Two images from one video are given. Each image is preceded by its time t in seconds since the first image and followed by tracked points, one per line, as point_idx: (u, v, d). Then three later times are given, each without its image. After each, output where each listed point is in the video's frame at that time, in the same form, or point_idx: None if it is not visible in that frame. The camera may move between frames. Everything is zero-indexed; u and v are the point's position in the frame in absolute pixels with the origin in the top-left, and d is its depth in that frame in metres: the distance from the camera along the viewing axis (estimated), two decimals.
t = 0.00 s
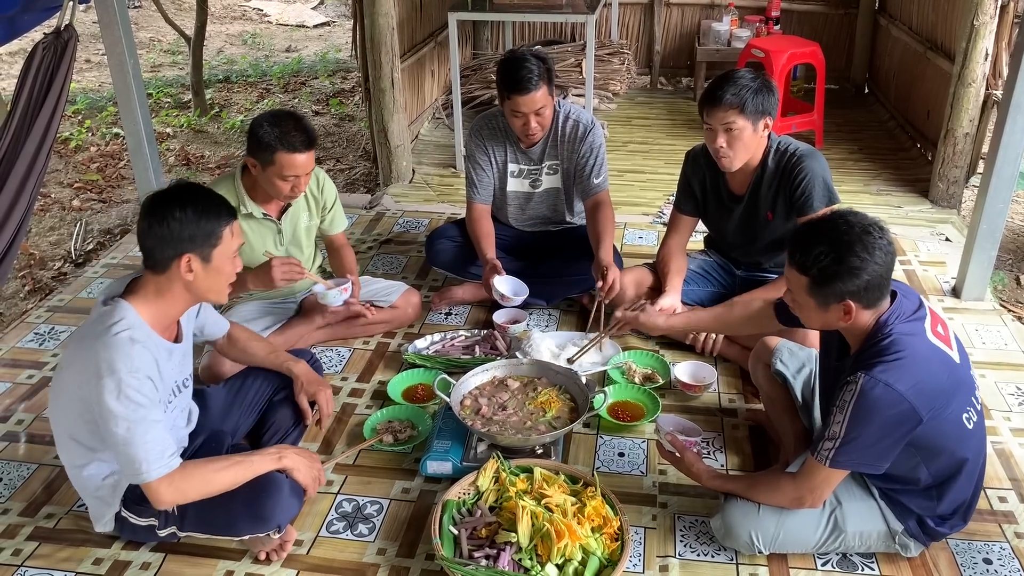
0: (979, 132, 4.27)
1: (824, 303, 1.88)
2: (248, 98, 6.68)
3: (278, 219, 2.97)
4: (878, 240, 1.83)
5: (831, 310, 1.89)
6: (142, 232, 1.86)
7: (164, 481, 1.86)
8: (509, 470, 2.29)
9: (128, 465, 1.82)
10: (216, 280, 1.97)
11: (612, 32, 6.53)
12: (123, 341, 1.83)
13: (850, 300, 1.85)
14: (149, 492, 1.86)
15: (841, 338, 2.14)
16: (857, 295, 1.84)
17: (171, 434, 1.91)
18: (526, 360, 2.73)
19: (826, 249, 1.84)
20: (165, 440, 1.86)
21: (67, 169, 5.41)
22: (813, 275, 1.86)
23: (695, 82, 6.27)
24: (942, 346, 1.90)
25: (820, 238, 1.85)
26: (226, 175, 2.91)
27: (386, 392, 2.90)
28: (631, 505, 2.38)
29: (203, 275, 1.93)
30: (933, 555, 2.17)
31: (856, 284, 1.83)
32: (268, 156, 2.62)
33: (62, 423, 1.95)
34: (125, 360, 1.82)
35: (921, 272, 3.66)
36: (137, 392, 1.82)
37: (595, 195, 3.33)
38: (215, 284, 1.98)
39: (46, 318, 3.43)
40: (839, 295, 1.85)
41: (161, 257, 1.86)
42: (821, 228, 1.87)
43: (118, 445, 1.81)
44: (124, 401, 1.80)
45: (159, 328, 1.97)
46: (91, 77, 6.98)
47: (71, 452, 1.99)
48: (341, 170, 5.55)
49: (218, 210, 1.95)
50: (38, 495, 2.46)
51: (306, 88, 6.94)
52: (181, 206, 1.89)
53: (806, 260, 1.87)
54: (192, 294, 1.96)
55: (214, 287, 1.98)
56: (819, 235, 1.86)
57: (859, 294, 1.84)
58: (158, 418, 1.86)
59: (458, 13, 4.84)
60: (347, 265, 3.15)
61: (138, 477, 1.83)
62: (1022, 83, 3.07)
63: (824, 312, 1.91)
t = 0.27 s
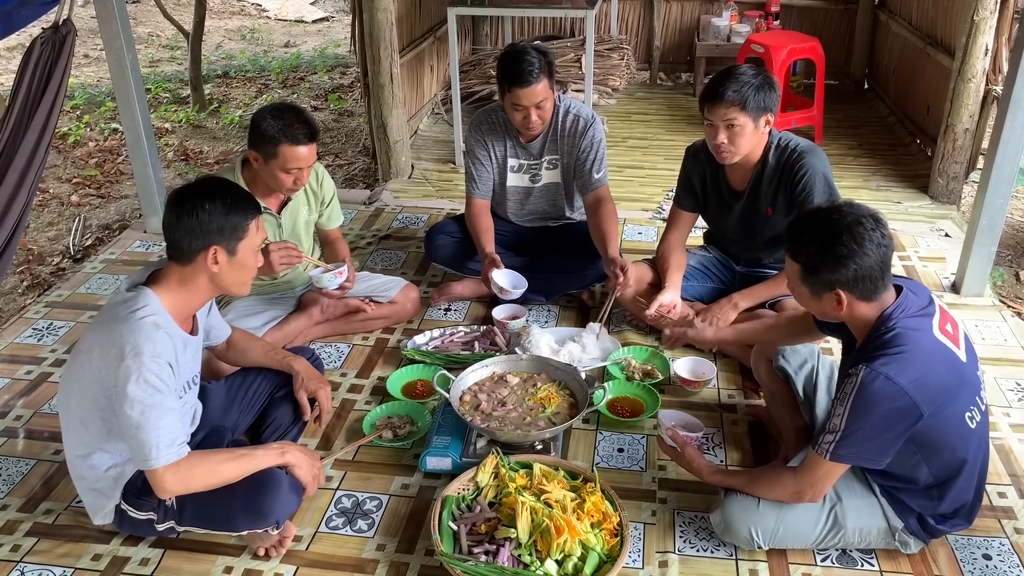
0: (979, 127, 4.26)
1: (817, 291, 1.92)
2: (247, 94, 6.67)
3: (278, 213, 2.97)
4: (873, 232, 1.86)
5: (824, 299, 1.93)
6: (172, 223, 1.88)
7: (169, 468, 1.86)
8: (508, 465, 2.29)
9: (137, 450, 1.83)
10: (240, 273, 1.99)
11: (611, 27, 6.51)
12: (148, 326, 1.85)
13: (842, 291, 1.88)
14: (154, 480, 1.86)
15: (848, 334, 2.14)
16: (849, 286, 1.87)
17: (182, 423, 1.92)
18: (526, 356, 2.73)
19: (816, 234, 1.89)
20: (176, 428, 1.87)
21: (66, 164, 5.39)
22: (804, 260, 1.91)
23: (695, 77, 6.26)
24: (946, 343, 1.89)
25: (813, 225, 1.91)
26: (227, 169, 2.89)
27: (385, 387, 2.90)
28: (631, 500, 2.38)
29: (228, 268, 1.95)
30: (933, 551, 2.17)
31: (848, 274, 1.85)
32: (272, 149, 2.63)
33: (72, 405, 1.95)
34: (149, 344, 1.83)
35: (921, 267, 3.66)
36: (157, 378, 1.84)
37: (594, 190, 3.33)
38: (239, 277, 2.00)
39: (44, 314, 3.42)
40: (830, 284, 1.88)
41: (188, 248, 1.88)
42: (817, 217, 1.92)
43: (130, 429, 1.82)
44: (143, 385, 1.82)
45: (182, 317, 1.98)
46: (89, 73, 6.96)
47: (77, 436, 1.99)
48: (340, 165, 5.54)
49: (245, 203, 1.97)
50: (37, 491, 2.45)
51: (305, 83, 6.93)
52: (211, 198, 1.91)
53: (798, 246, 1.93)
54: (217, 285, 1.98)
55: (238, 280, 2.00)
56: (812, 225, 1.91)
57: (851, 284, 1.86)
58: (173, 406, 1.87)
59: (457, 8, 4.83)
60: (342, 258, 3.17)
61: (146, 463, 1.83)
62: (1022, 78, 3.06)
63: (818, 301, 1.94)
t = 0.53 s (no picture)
0: (977, 123, 4.26)
1: (821, 264, 1.92)
2: (244, 89, 6.65)
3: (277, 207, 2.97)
4: (878, 205, 1.88)
5: (828, 275, 1.93)
6: (180, 225, 1.87)
7: (169, 474, 1.85)
8: (506, 462, 2.29)
9: (139, 454, 1.82)
10: (247, 274, 1.98)
11: (609, 23, 6.50)
12: (161, 330, 1.85)
13: (844, 264, 1.89)
14: (151, 483, 1.85)
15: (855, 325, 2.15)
16: (851, 259, 1.87)
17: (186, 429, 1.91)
18: (524, 352, 2.73)
19: (824, 206, 1.91)
20: (180, 434, 1.87)
21: (62, 160, 5.38)
22: (811, 232, 1.92)
23: (693, 73, 6.25)
24: (952, 331, 1.90)
25: (821, 198, 1.93)
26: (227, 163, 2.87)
27: (382, 384, 2.89)
28: (628, 496, 2.38)
29: (235, 270, 1.95)
30: (930, 547, 2.18)
31: (852, 246, 1.86)
32: (270, 139, 2.62)
33: (76, 402, 1.95)
34: (161, 348, 1.84)
35: (919, 263, 3.66)
36: (165, 383, 1.83)
37: (594, 186, 3.33)
38: (246, 278, 1.99)
39: (41, 311, 3.41)
40: (832, 256, 1.89)
41: (195, 251, 1.87)
42: (825, 190, 1.94)
43: (134, 432, 1.81)
44: (151, 389, 1.81)
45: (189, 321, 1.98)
46: (86, 68, 6.95)
47: (78, 433, 1.98)
48: (338, 161, 5.53)
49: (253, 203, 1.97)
50: (34, 488, 2.45)
51: (303, 79, 6.91)
52: (217, 200, 1.90)
53: (806, 219, 1.95)
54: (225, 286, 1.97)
55: (245, 281, 2.00)
56: (820, 197, 1.94)
57: (854, 258, 1.87)
58: (178, 412, 1.86)
59: (455, 3, 4.81)
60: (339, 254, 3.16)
61: (147, 467, 1.82)
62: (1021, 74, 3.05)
63: (822, 276, 1.95)
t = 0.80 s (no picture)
0: (975, 120, 4.26)
1: (828, 245, 1.92)
2: (243, 86, 6.64)
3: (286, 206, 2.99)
4: (887, 187, 1.89)
5: (834, 257, 1.93)
6: (170, 239, 1.85)
7: (163, 490, 1.86)
8: (505, 459, 2.29)
9: (135, 470, 1.82)
10: (241, 284, 1.98)
11: (608, 20, 6.50)
12: (156, 347, 1.84)
13: (851, 243, 1.88)
14: (146, 497, 1.85)
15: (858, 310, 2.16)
16: (859, 240, 1.87)
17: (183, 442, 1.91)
18: (522, 350, 2.73)
19: (832, 186, 1.92)
20: (175, 449, 1.87)
21: (61, 157, 5.37)
22: (819, 213, 1.93)
23: (692, 70, 6.25)
24: (955, 320, 1.90)
25: (830, 180, 1.94)
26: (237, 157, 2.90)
27: (381, 381, 2.89)
28: (627, 494, 2.39)
29: (229, 281, 1.94)
30: (928, 544, 2.18)
31: (861, 226, 1.86)
32: (278, 126, 2.65)
33: (74, 409, 1.95)
34: (156, 366, 1.83)
35: (917, 261, 3.66)
36: (161, 400, 1.83)
37: (597, 182, 3.34)
38: (240, 287, 1.98)
39: (39, 308, 3.41)
40: (840, 236, 1.89)
41: (188, 265, 1.86)
42: (834, 172, 1.95)
43: (129, 447, 1.81)
44: (146, 407, 1.81)
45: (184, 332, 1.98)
46: (84, 65, 6.94)
47: (77, 435, 1.98)
48: (336, 159, 5.53)
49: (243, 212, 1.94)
50: (32, 485, 2.45)
51: (301, 76, 6.90)
52: (208, 211, 1.88)
53: (814, 200, 1.95)
54: (218, 297, 1.97)
55: (240, 290, 1.99)
56: (830, 178, 1.95)
57: (862, 239, 1.87)
58: (174, 429, 1.86)
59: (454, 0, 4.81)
60: (360, 258, 3.18)
61: (143, 483, 1.83)
62: (1020, 71, 3.05)
63: (828, 259, 1.95)
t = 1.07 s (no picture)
0: (976, 119, 4.26)
1: (840, 235, 1.92)
2: (244, 85, 6.64)
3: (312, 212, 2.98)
4: (901, 181, 1.90)
5: (845, 247, 1.93)
6: (160, 246, 1.85)
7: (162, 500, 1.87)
8: (505, 458, 2.29)
9: (131, 482, 1.82)
10: (233, 291, 1.98)
11: (609, 19, 6.49)
12: (145, 359, 1.84)
13: (864, 234, 1.88)
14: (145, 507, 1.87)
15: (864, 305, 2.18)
16: (872, 230, 1.87)
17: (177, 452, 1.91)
18: (523, 348, 2.73)
19: (848, 176, 1.92)
20: (171, 459, 1.87)
21: (62, 156, 5.37)
22: (832, 203, 1.93)
23: (693, 69, 6.24)
24: (959, 319, 1.90)
25: (845, 170, 1.94)
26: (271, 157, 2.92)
27: (382, 379, 2.90)
28: (628, 492, 2.39)
29: (220, 288, 1.94)
30: (929, 542, 2.18)
31: (875, 217, 1.86)
32: (311, 129, 2.67)
33: (71, 418, 1.96)
34: (146, 378, 1.83)
35: (919, 259, 3.66)
36: (152, 412, 1.83)
37: (600, 177, 3.35)
38: (232, 295, 1.99)
39: (41, 306, 3.41)
40: (853, 226, 1.89)
41: (178, 273, 1.86)
42: (850, 163, 1.95)
43: (124, 460, 1.81)
44: (138, 420, 1.81)
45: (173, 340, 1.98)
46: (85, 64, 6.93)
47: (75, 440, 1.98)
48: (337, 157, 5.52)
49: (233, 218, 1.94)
50: (34, 483, 2.45)
51: (302, 74, 6.90)
52: (198, 218, 1.88)
53: (828, 190, 1.95)
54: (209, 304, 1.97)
55: (231, 298, 1.99)
56: (846, 169, 1.94)
57: (874, 230, 1.87)
58: (168, 442, 1.86)
59: None
60: (378, 276, 3.16)
61: (140, 494, 1.83)
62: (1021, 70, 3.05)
63: (839, 249, 1.95)
